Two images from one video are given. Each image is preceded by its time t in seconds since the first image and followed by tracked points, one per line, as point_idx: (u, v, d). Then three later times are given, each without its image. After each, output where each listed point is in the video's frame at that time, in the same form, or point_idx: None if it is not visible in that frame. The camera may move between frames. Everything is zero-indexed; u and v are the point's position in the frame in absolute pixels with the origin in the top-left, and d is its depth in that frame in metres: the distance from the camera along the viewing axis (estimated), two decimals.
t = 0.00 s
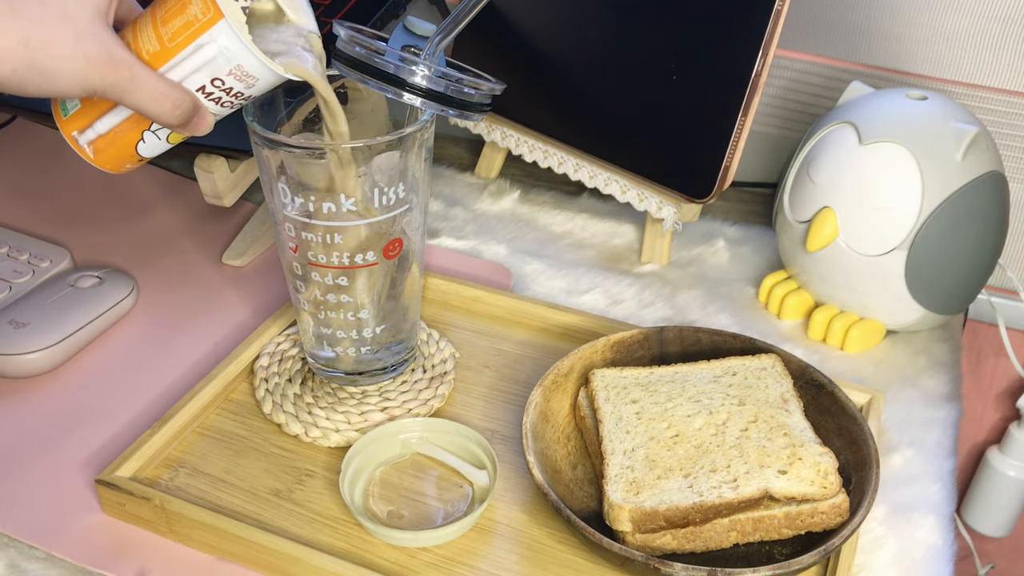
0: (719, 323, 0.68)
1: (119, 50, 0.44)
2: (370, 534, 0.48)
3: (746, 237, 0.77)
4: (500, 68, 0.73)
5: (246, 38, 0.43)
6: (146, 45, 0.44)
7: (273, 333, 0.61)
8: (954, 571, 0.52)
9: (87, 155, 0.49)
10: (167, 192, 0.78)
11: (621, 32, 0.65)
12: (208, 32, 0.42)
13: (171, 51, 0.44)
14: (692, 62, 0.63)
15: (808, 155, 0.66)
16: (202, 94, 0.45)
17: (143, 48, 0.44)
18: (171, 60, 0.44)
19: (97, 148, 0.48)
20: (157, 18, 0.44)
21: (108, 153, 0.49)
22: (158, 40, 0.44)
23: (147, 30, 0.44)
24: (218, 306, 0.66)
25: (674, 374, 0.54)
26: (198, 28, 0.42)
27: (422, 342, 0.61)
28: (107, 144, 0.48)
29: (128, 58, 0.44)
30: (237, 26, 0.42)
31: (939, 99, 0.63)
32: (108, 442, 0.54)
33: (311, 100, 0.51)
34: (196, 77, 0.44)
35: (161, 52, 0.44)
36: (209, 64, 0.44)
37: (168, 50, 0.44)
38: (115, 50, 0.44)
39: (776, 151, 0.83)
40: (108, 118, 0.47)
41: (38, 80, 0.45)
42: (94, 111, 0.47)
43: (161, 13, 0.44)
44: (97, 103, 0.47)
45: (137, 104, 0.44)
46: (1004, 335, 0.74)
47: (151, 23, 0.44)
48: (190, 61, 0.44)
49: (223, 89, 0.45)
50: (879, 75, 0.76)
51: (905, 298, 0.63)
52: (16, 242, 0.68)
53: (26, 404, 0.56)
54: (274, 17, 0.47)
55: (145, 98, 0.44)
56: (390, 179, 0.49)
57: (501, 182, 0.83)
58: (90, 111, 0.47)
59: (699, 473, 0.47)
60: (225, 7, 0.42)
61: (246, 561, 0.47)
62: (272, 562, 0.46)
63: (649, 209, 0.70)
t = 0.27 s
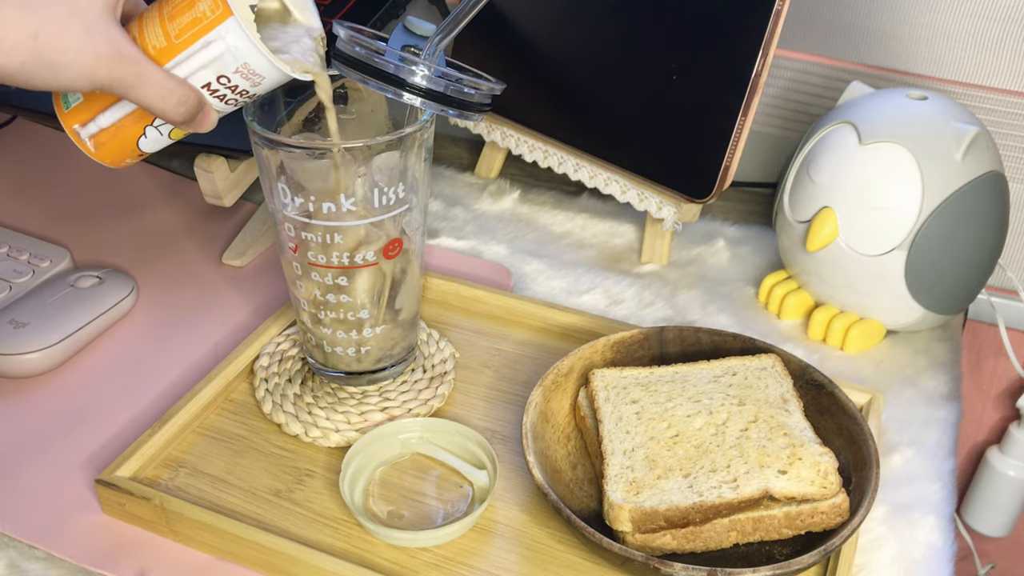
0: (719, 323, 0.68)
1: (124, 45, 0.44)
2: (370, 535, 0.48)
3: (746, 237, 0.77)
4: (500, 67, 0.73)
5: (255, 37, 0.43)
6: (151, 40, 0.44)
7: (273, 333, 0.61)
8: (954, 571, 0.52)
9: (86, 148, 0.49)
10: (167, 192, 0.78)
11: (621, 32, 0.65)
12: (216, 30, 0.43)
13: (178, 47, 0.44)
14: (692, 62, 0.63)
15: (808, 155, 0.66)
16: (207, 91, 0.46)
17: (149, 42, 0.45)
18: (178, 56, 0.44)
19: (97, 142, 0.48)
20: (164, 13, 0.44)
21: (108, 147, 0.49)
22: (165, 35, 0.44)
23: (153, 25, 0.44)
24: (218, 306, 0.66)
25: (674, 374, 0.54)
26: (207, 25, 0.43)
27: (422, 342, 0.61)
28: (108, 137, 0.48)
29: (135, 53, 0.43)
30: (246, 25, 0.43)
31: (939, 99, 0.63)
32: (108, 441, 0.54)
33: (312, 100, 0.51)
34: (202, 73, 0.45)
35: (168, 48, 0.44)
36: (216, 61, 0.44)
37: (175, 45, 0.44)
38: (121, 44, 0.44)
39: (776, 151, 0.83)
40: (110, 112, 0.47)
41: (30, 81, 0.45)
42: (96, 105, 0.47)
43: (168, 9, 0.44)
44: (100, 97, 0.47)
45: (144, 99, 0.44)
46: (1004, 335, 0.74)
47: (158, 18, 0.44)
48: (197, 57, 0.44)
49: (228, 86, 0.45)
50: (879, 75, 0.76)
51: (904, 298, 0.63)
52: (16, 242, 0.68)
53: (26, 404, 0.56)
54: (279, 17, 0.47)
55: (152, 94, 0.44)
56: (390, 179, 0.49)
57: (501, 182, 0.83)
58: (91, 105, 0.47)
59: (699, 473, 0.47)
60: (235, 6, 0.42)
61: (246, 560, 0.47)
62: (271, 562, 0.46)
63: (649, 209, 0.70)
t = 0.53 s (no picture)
0: (719, 323, 0.68)
1: (124, 46, 0.44)
2: (370, 534, 0.48)
3: (746, 237, 0.77)
4: (500, 66, 0.73)
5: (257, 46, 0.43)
6: (153, 38, 0.44)
7: (273, 333, 0.61)
8: (954, 571, 0.52)
9: (76, 138, 0.49)
10: (167, 192, 0.78)
11: (621, 31, 0.65)
12: (219, 35, 0.43)
13: (180, 48, 0.44)
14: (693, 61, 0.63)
15: (808, 155, 0.66)
16: (204, 93, 0.46)
17: (150, 40, 0.44)
18: (179, 57, 0.44)
19: (88, 133, 0.48)
20: (168, 13, 0.44)
21: (99, 139, 0.49)
22: (167, 35, 0.44)
23: (155, 23, 0.44)
24: (218, 306, 0.66)
25: (674, 374, 0.54)
26: (209, 29, 0.43)
27: (422, 342, 0.61)
28: (100, 130, 0.48)
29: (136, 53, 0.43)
30: (250, 32, 0.43)
31: (939, 99, 0.63)
32: (108, 441, 0.54)
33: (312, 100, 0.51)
34: (202, 76, 0.45)
35: (169, 48, 0.44)
36: (217, 66, 0.44)
37: (176, 46, 0.44)
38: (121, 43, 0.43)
39: (776, 151, 0.83)
40: (105, 106, 0.47)
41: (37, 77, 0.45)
42: (91, 98, 0.47)
43: (172, 9, 0.44)
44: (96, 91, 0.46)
45: (141, 99, 0.44)
46: (1004, 335, 0.74)
47: (160, 16, 0.44)
48: (198, 60, 0.44)
49: (227, 90, 0.45)
50: (879, 75, 0.76)
51: (905, 298, 0.63)
52: (16, 242, 0.68)
53: (26, 404, 0.56)
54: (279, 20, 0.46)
55: (150, 94, 0.44)
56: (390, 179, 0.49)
57: (501, 182, 0.83)
58: (85, 97, 0.47)
59: (699, 473, 0.47)
60: (240, 13, 0.42)
61: (246, 560, 0.47)
62: (271, 562, 0.46)
63: (650, 209, 0.70)
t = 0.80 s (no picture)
0: (719, 323, 0.68)
1: (123, 46, 0.44)
2: (370, 534, 0.48)
3: (746, 237, 0.77)
4: (500, 66, 0.73)
5: (259, 56, 0.43)
6: (153, 37, 0.44)
7: (273, 333, 0.61)
8: (954, 571, 0.52)
9: (70, 129, 0.48)
10: (167, 192, 0.78)
11: (621, 31, 0.65)
12: (221, 40, 0.43)
13: (180, 50, 0.44)
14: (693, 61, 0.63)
15: (808, 155, 0.66)
16: (201, 95, 0.46)
17: (150, 39, 0.44)
18: (178, 59, 0.44)
19: (83, 125, 0.48)
20: (170, 13, 0.44)
21: (93, 131, 0.48)
22: (168, 35, 0.44)
23: (157, 22, 0.44)
24: (219, 306, 0.66)
25: (675, 374, 0.54)
26: (211, 34, 0.43)
27: (422, 342, 0.61)
28: (94, 123, 0.48)
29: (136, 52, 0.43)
30: (252, 39, 0.43)
31: (939, 98, 0.63)
32: (108, 441, 0.54)
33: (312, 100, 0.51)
34: (200, 79, 0.45)
35: (169, 48, 0.44)
36: (217, 70, 0.44)
37: (176, 48, 0.44)
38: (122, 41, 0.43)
39: (776, 151, 0.83)
40: (102, 100, 0.47)
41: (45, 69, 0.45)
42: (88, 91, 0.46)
43: (175, 9, 0.44)
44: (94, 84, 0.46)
45: (139, 100, 0.44)
46: (1005, 335, 0.74)
47: (162, 16, 0.44)
48: (198, 63, 0.44)
49: (224, 94, 0.45)
50: (879, 75, 0.76)
51: (905, 299, 0.63)
52: (16, 242, 0.68)
53: (26, 403, 0.56)
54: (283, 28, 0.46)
55: (148, 95, 0.44)
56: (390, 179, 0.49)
57: (501, 182, 0.83)
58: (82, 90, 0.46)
59: (699, 473, 0.47)
60: (243, 20, 0.42)
61: (246, 560, 0.47)
62: (271, 562, 0.46)
63: (650, 209, 0.70)
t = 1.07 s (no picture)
0: (719, 323, 0.68)
1: (124, 45, 0.44)
2: (370, 534, 0.48)
3: (746, 237, 0.77)
4: (499, 66, 0.73)
5: (267, 60, 0.43)
6: (159, 32, 0.44)
7: (272, 333, 0.61)
8: (954, 571, 0.52)
9: (71, 117, 0.49)
10: (167, 191, 0.78)
11: (621, 31, 0.65)
12: (230, 42, 0.43)
13: (187, 48, 0.44)
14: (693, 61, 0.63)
15: (808, 155, 0.66)
16: (204, 93, 0.46)
17: (156, 34, 0.44)
18: (185, 56, 0.44)
19: (82, 113, 0.48)
20: (178, 9, 0.43)
21: (94, 120, 0.49)
22: (175, 32, 0.44)
23: (164, 17, 0.44)
24: (219, 306, 0.66)
25: (674, 374, 0.54)
26: (219, 35, 0.43)
27: (422, 342, 0.61)
28: (94, 112, 0.48)
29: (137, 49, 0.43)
30: (259, 43, 0.43)
31: (939, 99, 0.63)
32: (108, 441, 0.54)
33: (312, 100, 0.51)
34: (205, 78, 0.45)
35: (175, 45, 0.44)
36: (222, 71, 0.44)
37: (183, 45, 0.44)
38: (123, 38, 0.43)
39: (776, 151, 0.83)
40: (102, 91, 0.47)
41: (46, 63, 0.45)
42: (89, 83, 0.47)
43: (183, 7, 0.43)
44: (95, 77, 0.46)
45: (143, 98, 0.44)
46: (1004, 335, 0.74)
47: (170, 12, 0.44)
48: (204, 62, 0.44)
49: (228, 93, 0.46)
50: (879, 75, 0.76)
51: (904, 299, 0.63)
52: (16, 242, 0.68)
53: (26, 404, 0.56)
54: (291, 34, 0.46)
55: (153, 95, 0.44)
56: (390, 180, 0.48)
57: (501, 182, 0.83)
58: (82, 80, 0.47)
59: (699, 473, 0.47)
60: (252, 25, 0.42)
61: (246, 560, 0.47)
62: (271, 562, 0.46)
63: (650, 209, 0.70)
